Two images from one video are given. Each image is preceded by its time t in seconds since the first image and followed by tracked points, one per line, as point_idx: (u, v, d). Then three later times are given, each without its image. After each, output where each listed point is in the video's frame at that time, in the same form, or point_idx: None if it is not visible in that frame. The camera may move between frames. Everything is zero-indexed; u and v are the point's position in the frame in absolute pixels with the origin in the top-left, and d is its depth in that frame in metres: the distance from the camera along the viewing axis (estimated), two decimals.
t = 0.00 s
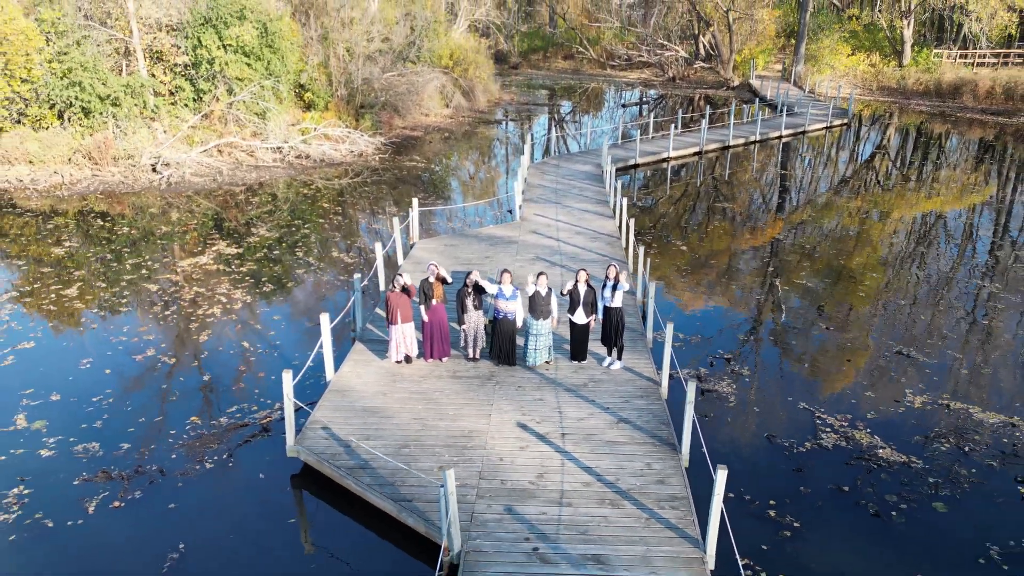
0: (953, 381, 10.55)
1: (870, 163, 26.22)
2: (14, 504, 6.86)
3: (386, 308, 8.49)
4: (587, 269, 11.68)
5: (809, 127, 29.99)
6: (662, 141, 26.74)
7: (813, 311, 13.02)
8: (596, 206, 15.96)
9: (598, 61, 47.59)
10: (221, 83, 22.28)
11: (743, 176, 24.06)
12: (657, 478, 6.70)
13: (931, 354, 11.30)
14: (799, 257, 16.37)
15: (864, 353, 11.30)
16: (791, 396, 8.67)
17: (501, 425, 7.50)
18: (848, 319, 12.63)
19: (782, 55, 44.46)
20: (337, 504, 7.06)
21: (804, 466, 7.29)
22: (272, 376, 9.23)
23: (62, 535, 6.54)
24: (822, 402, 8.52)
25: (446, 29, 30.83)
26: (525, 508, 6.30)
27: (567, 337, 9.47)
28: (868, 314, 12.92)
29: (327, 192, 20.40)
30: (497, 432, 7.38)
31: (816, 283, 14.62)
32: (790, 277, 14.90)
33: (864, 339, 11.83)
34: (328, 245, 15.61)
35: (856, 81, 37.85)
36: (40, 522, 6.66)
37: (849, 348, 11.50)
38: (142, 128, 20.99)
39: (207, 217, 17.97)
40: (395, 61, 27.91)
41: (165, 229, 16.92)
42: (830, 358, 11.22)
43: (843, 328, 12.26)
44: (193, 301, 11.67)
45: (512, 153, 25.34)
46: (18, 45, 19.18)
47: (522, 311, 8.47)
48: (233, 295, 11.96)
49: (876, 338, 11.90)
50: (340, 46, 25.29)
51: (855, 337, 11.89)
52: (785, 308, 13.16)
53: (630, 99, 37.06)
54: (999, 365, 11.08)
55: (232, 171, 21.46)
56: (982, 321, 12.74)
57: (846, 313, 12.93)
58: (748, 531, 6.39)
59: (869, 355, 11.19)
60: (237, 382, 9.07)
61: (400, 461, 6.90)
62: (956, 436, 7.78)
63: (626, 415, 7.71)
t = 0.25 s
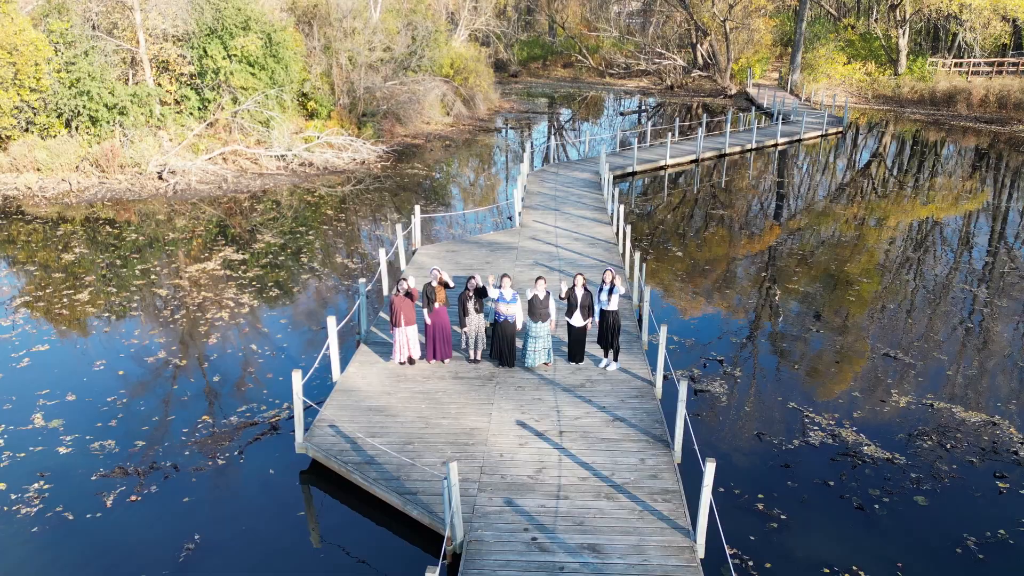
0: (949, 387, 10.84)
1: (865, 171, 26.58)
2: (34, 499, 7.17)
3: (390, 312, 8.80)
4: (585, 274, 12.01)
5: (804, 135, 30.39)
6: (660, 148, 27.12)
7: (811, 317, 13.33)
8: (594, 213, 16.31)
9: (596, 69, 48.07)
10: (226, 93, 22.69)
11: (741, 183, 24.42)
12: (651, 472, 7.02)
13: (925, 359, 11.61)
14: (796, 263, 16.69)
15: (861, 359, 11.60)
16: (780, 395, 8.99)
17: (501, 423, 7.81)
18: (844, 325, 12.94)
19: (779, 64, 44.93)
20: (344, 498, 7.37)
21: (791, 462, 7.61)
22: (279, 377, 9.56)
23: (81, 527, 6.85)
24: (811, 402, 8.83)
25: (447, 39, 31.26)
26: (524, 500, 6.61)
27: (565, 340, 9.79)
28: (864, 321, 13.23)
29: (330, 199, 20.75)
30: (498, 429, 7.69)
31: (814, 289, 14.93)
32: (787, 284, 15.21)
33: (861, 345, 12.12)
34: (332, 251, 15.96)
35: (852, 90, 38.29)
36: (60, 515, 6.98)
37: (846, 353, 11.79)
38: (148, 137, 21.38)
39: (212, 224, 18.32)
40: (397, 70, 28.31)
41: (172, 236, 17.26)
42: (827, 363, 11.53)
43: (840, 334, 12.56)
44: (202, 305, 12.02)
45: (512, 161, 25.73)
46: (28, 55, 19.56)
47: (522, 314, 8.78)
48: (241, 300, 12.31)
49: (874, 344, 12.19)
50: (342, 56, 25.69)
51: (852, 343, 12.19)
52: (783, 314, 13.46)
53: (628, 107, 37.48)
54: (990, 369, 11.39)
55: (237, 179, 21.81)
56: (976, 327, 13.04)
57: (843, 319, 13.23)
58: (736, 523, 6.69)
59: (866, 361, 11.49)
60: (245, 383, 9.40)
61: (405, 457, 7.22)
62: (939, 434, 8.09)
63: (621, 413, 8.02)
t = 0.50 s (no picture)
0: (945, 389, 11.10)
1: (862, 176, 26.95)
2: (55, 492, 7.51)
3: (395, 313, 9.13)
4: (583, 277, 12.35)
5: (800, 141, 30.77)
6: (658, 154, 27.50)
7: (808, 321, 13.62)
8: (592, 217, 16.67)
9: (595, 75, 48.53)
10: (231, 100, 23.09)
11: (737, 189, 24.79)
12: (645, 466, 7.33)
13: (921, 363, 11.89)
14: (793, 268, 17.01)
15: (857, 362, 11.89)
16: (770, 393, 9.32)
17: (502, 420, 8.14)
18: (841, 329, 13.23)
19: (776, 70, 45.37)
20: (352, 492, 7.69)
21: (780, 457, 7.94)
22: (287, 376, 9.91)
23: (101, 519, 7.19)
24: (801, 401, 9.17)
25: (447, 46, 31.70)
26: (524, 492, 6.93)
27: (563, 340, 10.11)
28: (861, 325, 13.52)
29: (332, 204, 21.09)
30: (499, 425, 8.02)
31: (811, 293, 15.23)
32: (785, 288, 15.52)
33: (858, 349, 12.41)
34: (335, 256, 16.30)
35: (848, 96, 38.70)
36: (80, 507, 7.31)
37: (842, 356, 12.08)
38: (154, 144, 21.74)
39: (217, 229, 18.65)
40: (398, 77, 28.72)
41: (179, 241, 17.61)
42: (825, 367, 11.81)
43: (836, 337, 12.86)
44: (210, 309, 12.37)
45: (511, 166, 26.10)
46: (37, 63, 19.88)
47: (521, 315, 9.10)
48: (248, 303, 12.66)
49: (870, 348, 12.47)
50: (344, 63, 26.06)
51: (848, 347, 12.48)
52: (780, 318, 13.76)
53: (626, 114, 37.91)
54: (989, 373, 11.64)
55: (241, 185, 22.16)
56: (973, 332, 13.31)
57: (839, 323, 13.53)
58: (726, 513, 7.02)
59: (862, 364, 11.77)
60: (254, 382, 9.75)
61: (410, 451, 7.55)
62: (922, 430, 8.42)
63: (617, 411, 8.35)
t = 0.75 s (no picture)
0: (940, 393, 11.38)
1: (858, 182, 27.31)
2: (74, 486, 7.85)
3: (399, 315, 9.47)
4: (581, 280, 12.70)
5: (795, 147, 31.15)
6: (655, 160, 27.87)
7: (805, 325, 13.93)
8: (589, 223, 17.03)
9: (594, 82, 48.97)
10: (235, 107, 23.48)
11: (734, 194, 25.16)
12: (639, 460, 7.67)
13: (917, 367, 12.17)
14: (790, 272, 17.34)
15: (854, 366, 12.18)
16: (761, 393, 9.68)
17: (502, 416, 8.48)
18: (838, 333, 13.54)
19: (773, 77, 45.81)
20: (358, 486, 8.03)
21: (769, 453, 8.29)
22: (295, 376, 10.27)
23: (119, 511, 7.53)
24: (791, 399, 9.51)
25: (447, 53, 32.12)
26: (523, 484, 7.27)
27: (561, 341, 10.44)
28: (857, 328, 13.84)
29: (334, 210, 21.43)
30: (499, 422, 8.35)
31: (808, 297, 15.56)
32: (782, 293, 15.84)
33: (855, 353, 12.70)
34: (339, 260, 16.65)
35: (843, 102, 39.13)
36: (99, 500, 7.66)
37: (839, 360, 12.38)
38: (160, 150, 22.12)
39: (222, 234, 18.99)
40: (399, 84, 29.13)
41: (185, 245, 17.95)
42: (822, 371, 12.11)
43: (833, 342, 13.17)
44: (219, 312, 12.73)
45: (511, 172, 26.47)
46: (45, 72, 20.28)
47: (521, 317, 9.44)
48: (254, 306, 13.02)
49: (867, 352, 12.77)
50: (346, 71, 26.45)
51: (845, 350, 12.78)
52: (778, 322, 14.09)
53: (624, 120, 38.32)
54: (986, 377, 11.92)
55: (245, 190, 22.52)
56: (969, 336, 13.60)
57: (836, 326, 13.83)
58: (717, 505, 7.36)
59: (858, 367, 12.08)
60: (263, 382, 10.10)
61: (414, 447, 7.89)
62: (906, 427, 8.76)
63: (613, 408, 8.68)
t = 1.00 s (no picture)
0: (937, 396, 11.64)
1: (854, 188, 27.68)
2: (92, 481, 8.19)
3: (403, 318, 9.81)
4: (578, 284, 13.06)
5: (790, 153, 31.56)
6: (652, 167, 28.27)
7: (802, 329, 14.25)
8: (587, 228, 17.41)
9: (592, 89, 49.47)
10: (239, 115, 23.88)
11: (731, 200, 25.53)
12: (634, 456, 8.01)
13: (913, 372, 12.44)
14: (788, 277, 17.70)
15: (852, 369, 12.49)
16: (752, 393, 10.05)
17: (502, 415, 8.81)
18: (834, 338, 13.84)
19: (769, 84, 46.33)
20: (364, 481, 8.38)
21: (758, 450, 8.63)
22: (302, 377, 10.64)
23: (136, 504, 7.87)
24: (781, 399, 9.87)
25: (447, 61, 32.59)
26: (523, 479, 7.60)
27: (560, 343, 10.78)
28: (854, 332, 14.15)
29: (336, 216, 21.78)
30: (499, 421, 8.69)
31: (805, 302, 15.87)
32: (780, 298, 16.16)
33: (851, 357, 12.99)
34: (341, 265, 16.98)
35: (839, 110, 39.59)
36: (116, 494, 8.00)
37: (836, 364, 12.67)
38: (165, 157, 22.50)
39: (226, 240, 19.33)
40: (400, 92, 29.55)
41: (190, 251, 18.30)
42: (819, 375, 12.42)
43: (829, 346, 13.47)
44: (226, 316, 13.08)
45: (510, 178, 26.86)
46: (53, 81, 20.68)
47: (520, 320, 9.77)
48: (261, 310, 13.39)
49: (864, 356, 13.07)
50: (348, 79, 26.87)
51: (841, 355, 13.10)
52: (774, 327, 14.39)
53: (623, 127, 38.74)
54: (982, 380, 12.19)
55: (249, 197, 22.89)
56: (965, 340, 13.88)
57: (833, 331, 14.13)
58: (708, 499, 7.70)
59: (856, 370, 12.40)
60: (271, 382, 10.48)
61: (418, 444, 8.22)
62: (891, 425, 9.11)
63: (609, 407, 9.02)
